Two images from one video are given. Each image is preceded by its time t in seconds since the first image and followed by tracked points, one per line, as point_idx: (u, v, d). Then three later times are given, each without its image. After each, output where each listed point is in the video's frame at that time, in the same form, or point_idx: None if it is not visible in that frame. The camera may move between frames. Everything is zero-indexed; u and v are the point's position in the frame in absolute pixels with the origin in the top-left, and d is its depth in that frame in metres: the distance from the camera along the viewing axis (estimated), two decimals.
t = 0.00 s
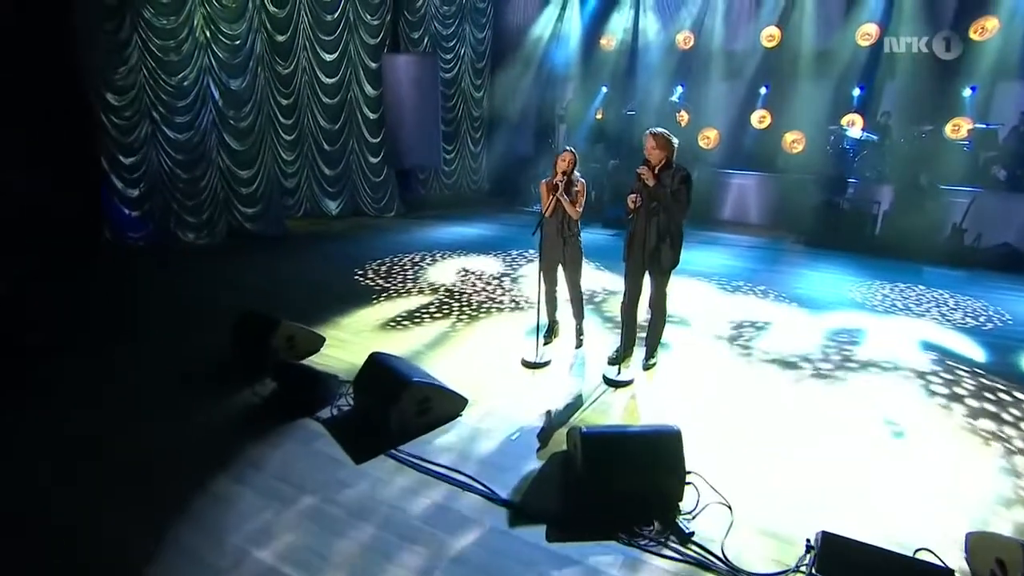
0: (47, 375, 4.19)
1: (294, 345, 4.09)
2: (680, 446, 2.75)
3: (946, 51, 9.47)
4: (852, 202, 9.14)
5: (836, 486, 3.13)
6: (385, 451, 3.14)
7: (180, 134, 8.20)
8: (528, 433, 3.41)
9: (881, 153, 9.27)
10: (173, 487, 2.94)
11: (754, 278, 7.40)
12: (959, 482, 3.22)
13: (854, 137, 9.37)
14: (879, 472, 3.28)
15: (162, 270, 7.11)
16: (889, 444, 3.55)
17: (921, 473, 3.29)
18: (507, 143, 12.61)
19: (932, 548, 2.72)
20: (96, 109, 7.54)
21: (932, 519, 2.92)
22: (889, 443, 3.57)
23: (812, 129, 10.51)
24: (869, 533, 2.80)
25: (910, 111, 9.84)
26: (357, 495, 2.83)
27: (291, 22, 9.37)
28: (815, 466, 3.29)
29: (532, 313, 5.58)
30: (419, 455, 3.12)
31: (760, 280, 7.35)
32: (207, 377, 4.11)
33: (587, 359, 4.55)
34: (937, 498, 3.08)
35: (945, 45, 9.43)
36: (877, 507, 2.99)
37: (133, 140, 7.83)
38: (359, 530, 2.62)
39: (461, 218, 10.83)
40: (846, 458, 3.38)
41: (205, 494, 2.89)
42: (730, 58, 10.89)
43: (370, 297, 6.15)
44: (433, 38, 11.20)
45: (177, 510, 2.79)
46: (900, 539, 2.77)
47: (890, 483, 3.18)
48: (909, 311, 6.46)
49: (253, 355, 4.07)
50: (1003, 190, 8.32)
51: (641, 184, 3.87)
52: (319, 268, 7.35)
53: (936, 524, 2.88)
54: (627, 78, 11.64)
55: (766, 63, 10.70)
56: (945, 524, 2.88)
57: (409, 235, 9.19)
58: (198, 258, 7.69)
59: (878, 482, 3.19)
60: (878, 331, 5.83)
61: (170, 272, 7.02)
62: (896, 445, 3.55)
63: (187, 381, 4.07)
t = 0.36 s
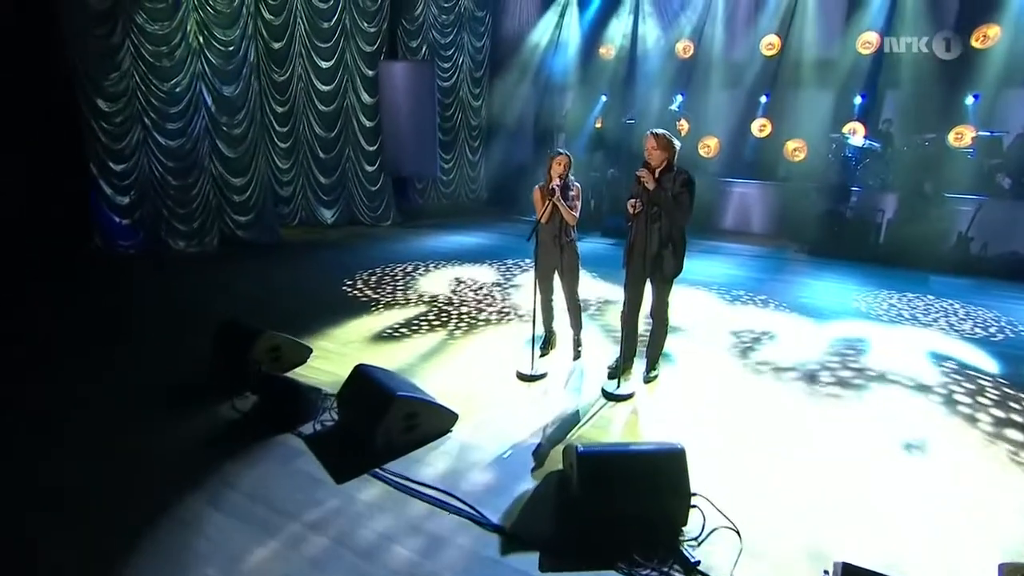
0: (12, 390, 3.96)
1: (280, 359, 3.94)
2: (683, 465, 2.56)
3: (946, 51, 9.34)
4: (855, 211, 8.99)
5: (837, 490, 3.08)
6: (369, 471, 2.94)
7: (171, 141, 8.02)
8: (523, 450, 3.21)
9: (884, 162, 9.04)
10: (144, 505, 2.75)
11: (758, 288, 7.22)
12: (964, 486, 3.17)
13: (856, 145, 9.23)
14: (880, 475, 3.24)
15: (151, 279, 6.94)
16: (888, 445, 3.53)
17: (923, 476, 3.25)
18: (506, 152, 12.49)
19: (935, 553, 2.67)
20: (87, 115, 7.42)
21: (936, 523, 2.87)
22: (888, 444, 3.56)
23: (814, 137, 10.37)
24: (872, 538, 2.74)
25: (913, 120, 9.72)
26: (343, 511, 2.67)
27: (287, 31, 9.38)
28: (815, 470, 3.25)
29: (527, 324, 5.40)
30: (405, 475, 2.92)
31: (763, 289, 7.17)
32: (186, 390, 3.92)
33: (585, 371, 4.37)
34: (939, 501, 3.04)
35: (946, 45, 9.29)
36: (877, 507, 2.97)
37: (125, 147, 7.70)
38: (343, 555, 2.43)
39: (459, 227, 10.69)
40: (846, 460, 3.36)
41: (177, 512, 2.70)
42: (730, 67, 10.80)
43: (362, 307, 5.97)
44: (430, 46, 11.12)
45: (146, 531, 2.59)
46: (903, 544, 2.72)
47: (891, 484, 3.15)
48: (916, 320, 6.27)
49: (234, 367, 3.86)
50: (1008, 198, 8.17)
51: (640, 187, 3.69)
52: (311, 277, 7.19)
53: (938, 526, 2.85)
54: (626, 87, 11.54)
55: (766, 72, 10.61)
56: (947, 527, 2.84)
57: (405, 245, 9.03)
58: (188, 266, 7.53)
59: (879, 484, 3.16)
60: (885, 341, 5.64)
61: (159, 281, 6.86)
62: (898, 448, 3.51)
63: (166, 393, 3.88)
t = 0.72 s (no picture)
0: None
1: (262, 367, 3.77)
2: (685, 486, 2.35)
3: (946, 51, 9.18)
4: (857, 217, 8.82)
5: (837, 492, 3.11)
6: (350, 488, 2.75)
7: (161, 144, 7.90)
8: (514, 466, 3.02)
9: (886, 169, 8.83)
10: (109, 523, 2.55)
11: (759, 295, 7.05)
12: (964, 489, 3.17)
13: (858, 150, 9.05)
14: (881, 475, 3.28)
15: (137, 284, 6.76)
16: (887, 445, 3.59)
17: (923, 476, 3.28)
18: (503, 158, 12.36)
19: (934, 551, 2.70)
20: (75, 118, 7.28)
21: (935, 524, 2.88)
22: (888, 444, 3.61)
23: (815, 142, 10.22)
24: (872, 539, 2.76)
25: (914, 125, 9.59)
26: (324, 528, 2.50)
27: (282, 35, 9.27)
28: (816, 471, 3.29)
29: (520, 333, 5.22)
30: (386, 493, 2.73)
31: (765, 296, 6.99)
32: (161, 400, 3.72)
33: (581, 381, 4.20)
34: (938, 501, 3.06)
35: (945, 45, 9.15)
36: (877, 507, 3.01)
37: (113, 150, 7.55)
38: None
39: (455, 233, 10.53)
40: (847, 460, 3.41)
41: (145, 531, 2.51)
42: (729, 72, 10.69)
43: (352, 315, 5.79)
44: (428, 51, 11.03)
45: (111, 552, 2.40)
46: (902, 543, 2.74)
47: (890, 484, 3.20)
48: (922, 328, 6.08)
49: (215, 374, 3.61)
50: (1014, 204, 8.01)
51: (640, 187, 3.53)
52: (301, 284, 7.02)
53: (936, 526, 2.87)
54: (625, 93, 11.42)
55: (766, 78, 10.50)
56: (946, 527, 2.86)
57: (400, 251, 8.87)
58: (177, 272, 7.37)
59: (879, 485, 3.20)
60: (891, 348, 5.46)
61: (144, 287, 6.67)
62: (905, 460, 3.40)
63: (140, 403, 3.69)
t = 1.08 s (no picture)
0: None
1: (246, 372, 3.62)
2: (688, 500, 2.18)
3: (946, 51, 9.07)
4: (862, 221, 8.65)
5: (837, 491, 3.02)
6: (330, 502, 2.58)
7: (155, 146, 7.78)
8: (506, 478, 2.85)
9: (890, 173, 8.67)
10: (72, 535, 2.39)
11: (763, 300, 6.87)
12: (967, 491, 3.06)
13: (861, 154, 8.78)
14: (881, 475, 3.18)
15: (127, 288, 6.62)
16: (891, 446, 3.50)
17: (924, 475, 3.20)
18: (503, 162, 12.23)
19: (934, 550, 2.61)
20: (67, 119, 7.15)
21: (936, 527, 2.77)
22: (895, 447, 3.50)
23: (818, 146, 10.06)
24: (873, 539, 2.67)
25: (919, 129, 9.45)
26: (301, 542, 2.34)
27: (279, 38, 9.16)
28: (816, 472, 3.18)
29: (517, 338, 5.06)
30: (368, 507, 2.56)
31: (769, 301, 6.81)
32: (139, 406, 3.55)
33: (579, 388, 4.03)
34: (939, 503, 2.96)
35: (945, 45, 9.03)
36: (876, 506, 2.91)
37: (106, 151, 7.43)
38: None
39: (454, 237, 10.39)
40: (847, 460, 3.31)
41: (111, 543, 2.35)
42: (731, 75, 10.56)
43: (344, 320, 5.63)
44: (427, 55, 10.92)
45: (74, 567, 2.23)
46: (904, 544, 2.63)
47: (893, 485, 3.08)
48: (931, 334, 5.89)
49: (194, 380, 3.51)
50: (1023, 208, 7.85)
51: (640, 185, 3.37)
52: (293, 288, 6.87)
53: (936, 526, 2.77)
54: (625, 97, 11.27)
55: (769, 81, 10.36)
56: (945, 526, 2.77)
57: (397, 255, 8.74)
58: (169, 275, 7.23)
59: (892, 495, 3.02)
60: (901, 353, 5.27)
61: (133, 291, 6.51)
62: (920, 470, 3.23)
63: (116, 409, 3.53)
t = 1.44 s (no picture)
0: None
1: (233, 374, 3.47)
2: (699, 515, 2.00)
3: (946, 52, 8.97)
4: (874, 225, 8.44)
5: (842, 492, 2.91)
6: (311, 513, 2.41)
7: (155, 147, 7.71)
8: (502, 489, 2.67)
9: (902, 176, 8.48)
10: (36, 542, 2.25)
11: (773, 305, 6.67)
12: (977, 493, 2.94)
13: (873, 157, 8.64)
14: (886, 476, 3.07)
15: (123, 289, 6.51)
16: (906, 451, 3.33)
17: (929, 476, 3.09)
18: (508, 166, 12.15)
19: (939, 550, 2.50)
20: (66, 119, 7.05)
21: (942, 528, 2.66)
22: (914, 455, 3.31)
23: (829, 150, 9.85)
24: (877, 540, 2.56)
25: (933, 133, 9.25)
26: (280, 552, 2.19)
27: (283, 40, 9.11)
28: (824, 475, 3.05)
29: (516, 342, 4.91)
30: (352, 519, 2.39)
31: (779, 306, 6.61)
32: (120, 409, 3.41)
33: (581, 393, 3.86)
34: (945, 504, 2.85)
35: (945, 46, 8.94)
36: (880, 507, 2.80)
37: (107, 152, 7.35)
38: None
39: (457, 241, 10.27)
40: (856, 463, 3.18)
41: (77, 551, 2.20)
42: (739, 79, 10.41)
43: (340, 324, 5.49)
44: (432, 59, 10.83)
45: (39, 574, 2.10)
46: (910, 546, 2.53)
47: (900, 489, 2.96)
48: (947, 339, 5.66)
49: (181, 379, 3.33)
50: None
51: (645, 178, 3.22)
52: (290, 291, 6.73)
53: (942, 527, 2.66)
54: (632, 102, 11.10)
55: (777, 85, 10.18)
56: (952, 527, 2.66)
57: (400, 259, 8.61)
58: (169, 277, 7.14)
59: (911, 504, 2.84)
60: (916, 358, 5.07)
61: (130, 292, 6.41)
62: (942, 482, 3.03)
63: (96, 412, 3.39)
